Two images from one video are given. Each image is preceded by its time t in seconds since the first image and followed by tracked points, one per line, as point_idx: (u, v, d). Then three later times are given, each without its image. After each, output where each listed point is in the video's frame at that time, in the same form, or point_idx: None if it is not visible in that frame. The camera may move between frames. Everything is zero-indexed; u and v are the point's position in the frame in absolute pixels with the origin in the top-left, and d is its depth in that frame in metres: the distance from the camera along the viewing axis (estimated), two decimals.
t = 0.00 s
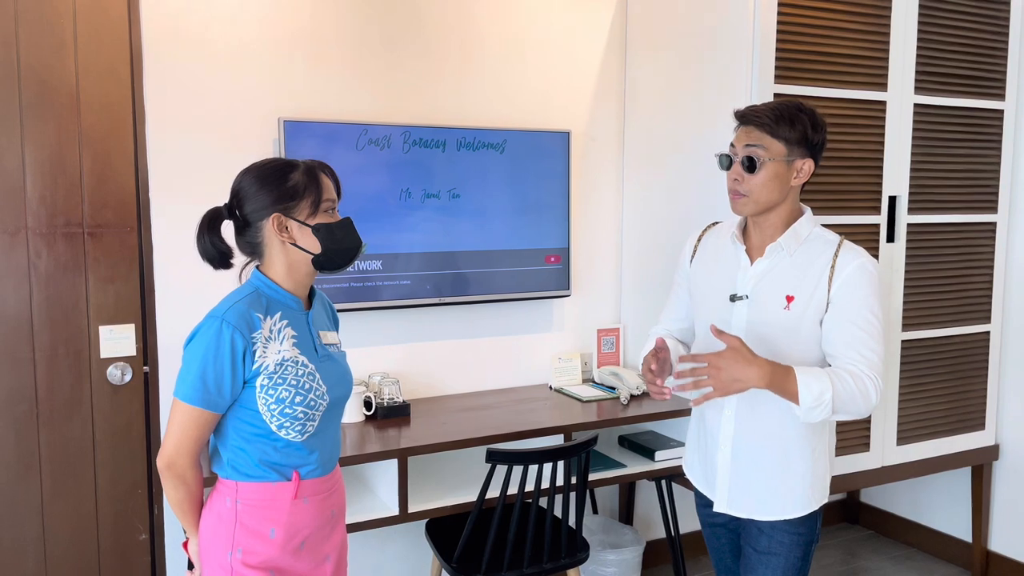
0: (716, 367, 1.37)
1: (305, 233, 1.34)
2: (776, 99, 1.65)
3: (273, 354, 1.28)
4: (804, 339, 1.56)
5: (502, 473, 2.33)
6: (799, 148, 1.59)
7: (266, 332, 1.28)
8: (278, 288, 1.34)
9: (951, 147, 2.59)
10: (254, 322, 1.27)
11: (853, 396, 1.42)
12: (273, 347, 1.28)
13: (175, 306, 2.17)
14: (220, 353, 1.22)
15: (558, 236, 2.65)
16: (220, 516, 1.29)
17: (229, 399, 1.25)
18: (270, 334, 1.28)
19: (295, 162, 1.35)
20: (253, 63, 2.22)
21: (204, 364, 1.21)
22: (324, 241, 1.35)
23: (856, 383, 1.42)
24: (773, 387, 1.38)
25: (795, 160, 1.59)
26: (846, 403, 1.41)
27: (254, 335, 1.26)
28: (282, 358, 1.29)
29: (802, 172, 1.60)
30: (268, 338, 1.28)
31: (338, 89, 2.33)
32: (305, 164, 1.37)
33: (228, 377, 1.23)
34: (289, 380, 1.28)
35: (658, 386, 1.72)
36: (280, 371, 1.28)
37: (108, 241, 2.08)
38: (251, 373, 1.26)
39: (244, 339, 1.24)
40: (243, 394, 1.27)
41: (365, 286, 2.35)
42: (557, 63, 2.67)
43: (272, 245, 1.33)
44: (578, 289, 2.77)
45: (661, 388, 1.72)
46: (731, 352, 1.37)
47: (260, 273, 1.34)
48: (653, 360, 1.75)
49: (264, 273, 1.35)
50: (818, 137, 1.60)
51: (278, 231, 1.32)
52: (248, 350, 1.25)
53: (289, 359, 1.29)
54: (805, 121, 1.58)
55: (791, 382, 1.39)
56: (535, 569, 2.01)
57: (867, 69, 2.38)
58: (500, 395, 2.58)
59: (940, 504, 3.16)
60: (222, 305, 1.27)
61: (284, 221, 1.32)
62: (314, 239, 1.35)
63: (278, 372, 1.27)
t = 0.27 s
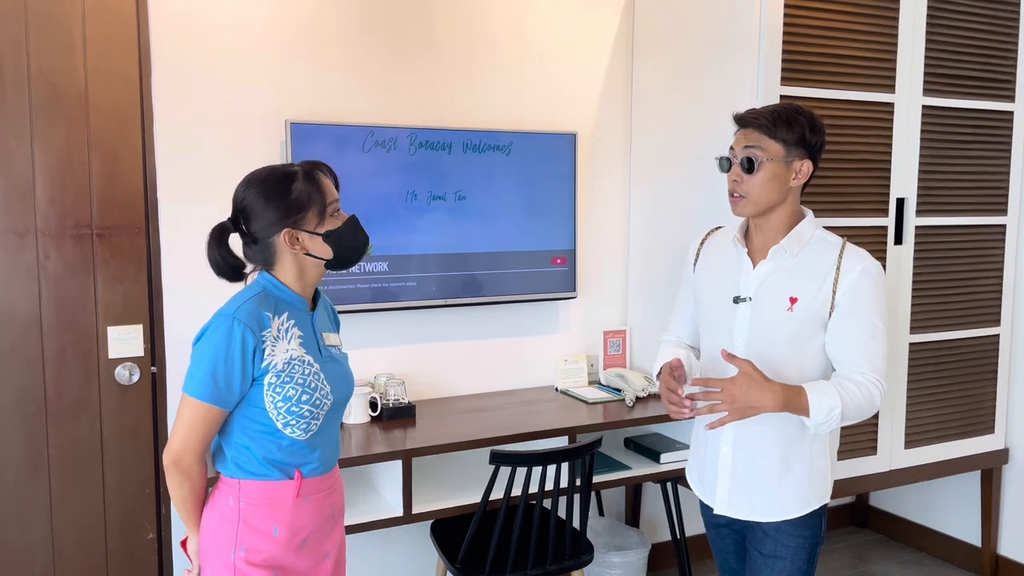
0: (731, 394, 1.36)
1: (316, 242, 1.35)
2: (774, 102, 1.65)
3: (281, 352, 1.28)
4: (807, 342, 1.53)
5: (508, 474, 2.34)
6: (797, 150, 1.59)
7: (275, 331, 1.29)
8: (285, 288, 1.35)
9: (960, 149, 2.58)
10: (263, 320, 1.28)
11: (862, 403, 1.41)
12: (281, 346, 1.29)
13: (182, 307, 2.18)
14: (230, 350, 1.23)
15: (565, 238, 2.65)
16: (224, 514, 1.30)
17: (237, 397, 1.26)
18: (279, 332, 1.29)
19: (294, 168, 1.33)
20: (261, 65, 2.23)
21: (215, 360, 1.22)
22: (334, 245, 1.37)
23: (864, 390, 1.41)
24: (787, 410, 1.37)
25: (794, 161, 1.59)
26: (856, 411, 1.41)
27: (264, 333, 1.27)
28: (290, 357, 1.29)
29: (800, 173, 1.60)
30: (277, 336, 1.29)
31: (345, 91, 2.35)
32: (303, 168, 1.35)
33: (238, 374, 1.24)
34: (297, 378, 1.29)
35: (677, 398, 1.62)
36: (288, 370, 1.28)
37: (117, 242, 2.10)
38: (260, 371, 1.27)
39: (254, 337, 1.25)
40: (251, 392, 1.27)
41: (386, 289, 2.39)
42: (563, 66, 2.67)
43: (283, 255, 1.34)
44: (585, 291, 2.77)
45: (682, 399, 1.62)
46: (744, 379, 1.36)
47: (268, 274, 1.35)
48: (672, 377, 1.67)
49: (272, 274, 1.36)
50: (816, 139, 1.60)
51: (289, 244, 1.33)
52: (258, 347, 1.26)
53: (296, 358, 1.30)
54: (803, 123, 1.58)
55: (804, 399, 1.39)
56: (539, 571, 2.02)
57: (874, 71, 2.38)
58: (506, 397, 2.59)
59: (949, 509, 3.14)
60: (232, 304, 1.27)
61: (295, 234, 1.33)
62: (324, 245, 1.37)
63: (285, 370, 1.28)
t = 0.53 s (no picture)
0: (718, 402, 1.38)
1: (298, 242, 1.36)
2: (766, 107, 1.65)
3: (275, 355, 1.29)
4: (796, 347, 1.53)
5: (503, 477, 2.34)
6: (789, 156, 1.58)
7: (268, 334, 1.30)
8: (276, 291, 1.36)
9: (958, 153, 2.57)
10: (257, 323, 1.29)
11: (850, 408, 1.42)
12: (274, 349, 1.30)
13: (179, 309, 2.20)
14: (225, 353, 1.24)
15: (562, 241, 2.66)
16: (217, 515, 1.30)
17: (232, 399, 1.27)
18: (272, 335, 1.30)
19: (275, 169, 1.35)
20: (258, 69, 2.25)
21: (210, 364, 1.23)
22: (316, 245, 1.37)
23: (851, 396, 1.42)
24: (774, 417, 1.38)
25: (786, 166, 1.58)
26: (844, 417, 1.42)
27: (257, 336, 1.28)
28: (284, 359, 1.30)
29: (792, 179, 1.59)
30: (270, 340, 1.30)
31: (343, 95, 2.36)
32: (285, 169, 1.36)
33: (233, 377, 1.25)
34: (291, 380, 1.30)
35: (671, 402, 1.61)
36: (282, 372, 1.29)
37: (115, 245, 2.12)
38: (254, 374, 1.27)
39: (248, 340, 1.26)
40: (245, 395, 1.28)
41: (387, 291, 2.41)
42: (561, 69, 2.68)
43: (265, 255, 1.35)
44: (582, 293, 2.77)
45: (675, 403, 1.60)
46: (732, 387, 1.37)
47: (257, 276, 1.36)
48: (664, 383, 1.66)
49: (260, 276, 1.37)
50: (808, 145, 1.60)
51: (268, 244, 1.34)
52: (252, 351, 1.27)
53: (290, 361, 1.31)
54: (795, 128, 1.58)
55: (791, 408, 1.40)
56: (532, 573, 2.02)
57: (871, 75, 2.37)
58: (503, 399, 2.59)
59: (949, 513, 3.13)
60: (225, 307, 1.28)
61: (275, 234, 1.34)
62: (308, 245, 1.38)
63: (279, 372, 1.29)
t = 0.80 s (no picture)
0: (701, 410, 1.39)
1: (275, 242, 1.37)
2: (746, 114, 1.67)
3: (252, 359, 1.30)
4: (780, 350, 1.53)
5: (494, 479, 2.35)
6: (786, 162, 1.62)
7: (245, 338, 1.30)
8: (258, 295, 1.37)
9: (954, 157, 2.56)
10: (233, 328, 1.29)
11: (835, 409, 1.41)
12: (252, 353, 1.30)
13: (172, 310, 2.21)
14: (199, 358, 1.25)
15: (556, 244, 2.66)
16: (195, 516, 1.32)
17: (208, 403, 1.27)
18: (250, 340, 1.30)
19: (259, 172, 1.38)
20: (252, 72, 2.26)
21: (184, 368, 1.24)
22: (295, 247, 1.38)
23: (835, 397, 1.42)
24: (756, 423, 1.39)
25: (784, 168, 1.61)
26: (829, 418, 1.41)
27: (233, 341, 1.28)
28: (261, 364, 1.30)
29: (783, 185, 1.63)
30: (247, 344, 1.30)
31: (337, 97, 2.37)
32: (269, 172, 1.39)
33: (208, 382, 1.26)
34: (268, 385, 1.30)
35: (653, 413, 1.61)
36: (259, 377, 1.30)
37: (108, 246, 2.13)
38: (230, 378, 1.28)
39: (224, 345, 1.27)
40: (221, 399, 1.29)
41: (385, 292, 2.42)
42: (556, 73, 2.68)
43: (244, 255, 1.36)
44: (577, 296, 2.77)
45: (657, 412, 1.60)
46: (714, 395, 1.38)
47: (240, 281, 1.37)
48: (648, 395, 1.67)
49: (243, 280, 1.38)
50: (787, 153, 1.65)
51: (246, 244, 1.35)
52: (227, 355, 1.27)
53: (268, 365, 1.31)
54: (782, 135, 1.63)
55: (773, 411, 1.40)
56: None
57: (865, 78, 2.37)
58: (496, 402, 2.60)
59: (946, 518, 3.12)
60: (203, 311, 1.29)
61: (253, 233, 1.35)
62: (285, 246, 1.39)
63: (256, 377, 1.29)
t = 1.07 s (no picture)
0: (714, 432, 1.36)
1: (268, 243, 1.38)
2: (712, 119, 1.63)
3: (232, 359, 1.31)
4: (774, 352, 1.50)
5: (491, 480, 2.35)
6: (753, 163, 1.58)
7: (226, 338, 1.31)
8: (247, 296, 1.39)
9: (955, 159, 2.55)
10: (213, 328, 1.31)
11: (837, 402, 1.40)
12: (232, 353, 1.32)
13: (171, 309, 2.22)
14: (177, 358, 1.27)
15: (555, 245, 2.66)
16: (182, 512, 1.35)
17: (188, 402, 1.30)
18: (231, 340, 1.32)
19: (258, 172, 1.40)
20: (251, 72, 2.27)
21: (161, 367, 1.26)
22: (286, 248, 1.39)
23: (834, 391, 1.41)
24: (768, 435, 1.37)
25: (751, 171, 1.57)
26: (833, 411, 1.40)
27: (213, 341, 1.30)
28: (242, 364, 1.32)
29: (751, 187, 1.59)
30: (228, 344, 1.32)
31: (336, 98, 2.38)
32: (267, 174, 1.40)
33: (186, 381, 1.28)
34: (248, 385, 1.31)
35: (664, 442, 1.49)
36: (238, 376, 1.31)
37: (108, 245, 2.14)
38: (210, 378, 1.30)
39: (202, 345, 1.29)
40: (202, 397, 1.31)
41: (385, 291, 2.43)
42: (556, 74, 2.69)
43: (237, 255, 1.37)
44: (576, 297, 2.77)
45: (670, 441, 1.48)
46: (722, 415, 1.37)
47: (232, 283, 1.39)
48: (657, 424, 1.54)
49: (236, 282, 1.40)
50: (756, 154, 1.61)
51: (239, 243, 1.36)
52: (206, 354, 1.29)
53: (249, 365, 1.32)
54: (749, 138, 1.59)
55: (782, 419, 1.38)
56: None
57: (865, 80, 2.36)
58: (494, 403, 2.60)
59: (947, 523, 3.10)
60: (186, 311, 1.31)
61: (246, 233, 1.36)
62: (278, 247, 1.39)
63: (236, 377, 1.31)
